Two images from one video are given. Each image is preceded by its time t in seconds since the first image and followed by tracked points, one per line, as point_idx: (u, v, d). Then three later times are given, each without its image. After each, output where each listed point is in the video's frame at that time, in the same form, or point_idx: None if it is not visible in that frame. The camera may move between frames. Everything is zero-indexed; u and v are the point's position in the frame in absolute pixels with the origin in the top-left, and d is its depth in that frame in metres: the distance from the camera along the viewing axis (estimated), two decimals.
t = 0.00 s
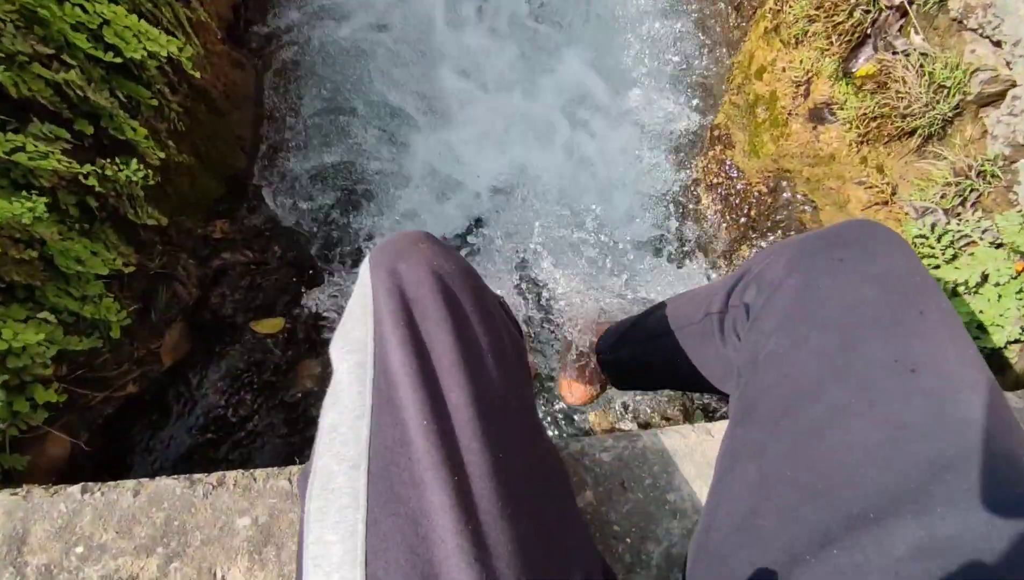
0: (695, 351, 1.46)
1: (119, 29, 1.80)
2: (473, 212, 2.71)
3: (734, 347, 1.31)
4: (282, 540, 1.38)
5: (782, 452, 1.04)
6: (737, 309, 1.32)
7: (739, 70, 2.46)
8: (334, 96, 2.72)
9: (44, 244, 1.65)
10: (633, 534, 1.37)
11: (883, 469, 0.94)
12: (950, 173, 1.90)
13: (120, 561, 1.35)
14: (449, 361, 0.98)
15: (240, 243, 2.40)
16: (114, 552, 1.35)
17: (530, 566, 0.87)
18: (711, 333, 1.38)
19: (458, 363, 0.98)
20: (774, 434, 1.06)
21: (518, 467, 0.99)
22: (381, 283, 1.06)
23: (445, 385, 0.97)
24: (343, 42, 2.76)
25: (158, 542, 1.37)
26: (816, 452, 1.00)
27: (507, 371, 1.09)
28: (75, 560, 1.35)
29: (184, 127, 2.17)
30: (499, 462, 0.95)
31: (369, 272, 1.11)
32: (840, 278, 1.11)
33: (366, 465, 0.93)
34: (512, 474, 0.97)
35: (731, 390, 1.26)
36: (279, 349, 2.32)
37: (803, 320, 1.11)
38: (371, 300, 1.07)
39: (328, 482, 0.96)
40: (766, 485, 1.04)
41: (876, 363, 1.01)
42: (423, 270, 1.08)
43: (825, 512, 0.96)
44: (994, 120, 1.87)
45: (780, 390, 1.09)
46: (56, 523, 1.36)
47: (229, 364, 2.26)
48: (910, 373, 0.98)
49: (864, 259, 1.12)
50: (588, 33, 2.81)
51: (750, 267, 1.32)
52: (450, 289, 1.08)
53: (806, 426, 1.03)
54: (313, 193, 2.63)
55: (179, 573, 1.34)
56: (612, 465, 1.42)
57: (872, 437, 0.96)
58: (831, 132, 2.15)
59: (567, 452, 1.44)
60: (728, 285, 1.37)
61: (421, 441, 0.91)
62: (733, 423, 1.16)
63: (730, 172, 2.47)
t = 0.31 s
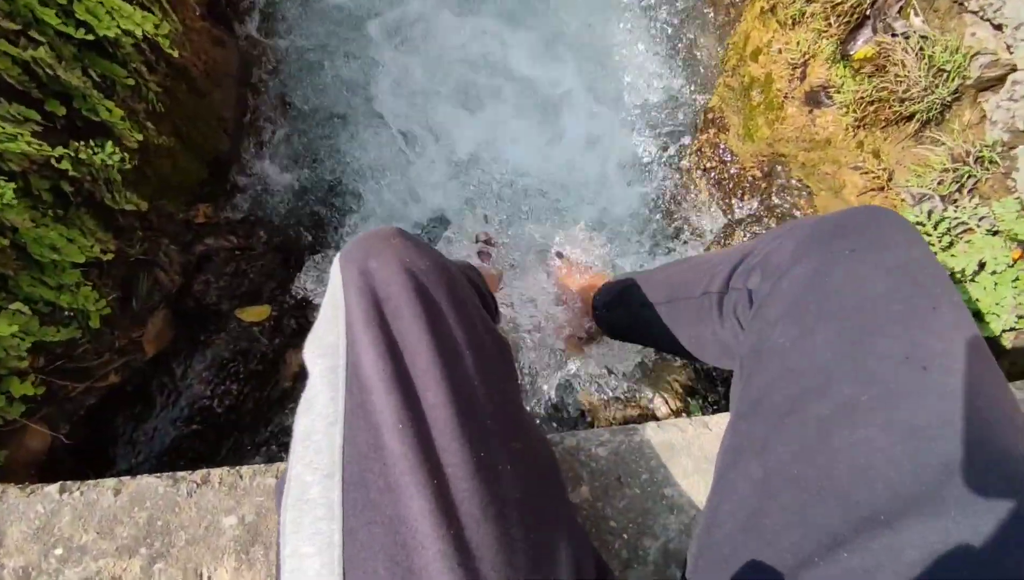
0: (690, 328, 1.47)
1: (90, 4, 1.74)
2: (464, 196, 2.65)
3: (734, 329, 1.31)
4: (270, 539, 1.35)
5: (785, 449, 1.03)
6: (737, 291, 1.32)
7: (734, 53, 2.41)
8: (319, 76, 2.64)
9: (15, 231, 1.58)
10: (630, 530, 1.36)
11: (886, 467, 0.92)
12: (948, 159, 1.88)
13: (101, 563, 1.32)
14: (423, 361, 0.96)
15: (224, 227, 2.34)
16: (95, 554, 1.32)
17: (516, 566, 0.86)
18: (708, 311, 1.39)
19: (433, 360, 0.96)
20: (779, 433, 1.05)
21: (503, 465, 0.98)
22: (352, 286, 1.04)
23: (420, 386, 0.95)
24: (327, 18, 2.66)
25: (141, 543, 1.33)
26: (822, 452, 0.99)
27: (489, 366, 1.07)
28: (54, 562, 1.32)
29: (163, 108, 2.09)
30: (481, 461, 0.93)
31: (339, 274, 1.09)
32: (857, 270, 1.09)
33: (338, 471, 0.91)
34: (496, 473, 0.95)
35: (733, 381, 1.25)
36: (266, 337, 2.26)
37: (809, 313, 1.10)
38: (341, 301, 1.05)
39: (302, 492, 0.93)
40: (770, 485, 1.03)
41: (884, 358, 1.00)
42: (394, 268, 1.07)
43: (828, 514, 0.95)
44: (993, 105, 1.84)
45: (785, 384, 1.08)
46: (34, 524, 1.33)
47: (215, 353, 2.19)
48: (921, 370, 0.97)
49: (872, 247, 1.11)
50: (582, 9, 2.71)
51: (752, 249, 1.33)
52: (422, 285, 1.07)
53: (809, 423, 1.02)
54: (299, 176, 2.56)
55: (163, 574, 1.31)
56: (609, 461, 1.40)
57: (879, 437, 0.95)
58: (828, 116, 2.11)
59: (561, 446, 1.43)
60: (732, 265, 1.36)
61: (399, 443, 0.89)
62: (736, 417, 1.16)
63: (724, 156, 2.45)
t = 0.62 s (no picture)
0: (688, 318, 1.48)
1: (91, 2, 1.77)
2: (462, 194, 2.68)
3: (735, 320, 1.32)
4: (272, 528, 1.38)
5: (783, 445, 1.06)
6: (739, 285, 1.32)
7: (727, 56, 2.47)
8: (315, 76, 2.66)
9: (17, 227, 1.59)
10: (623, 518, 1.39)
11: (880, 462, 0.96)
12: (934, 163, 1.92)
13: (106, 550, 1.33)
14: (382, 360, 1.00)
15: (221, 226, 2.37)
16: (101, 542, 1.34)
17: (499, 556, 0.90)
18: (710, 301, 1.40)
19: (392, 357, 1.00)
20: (779, 430, 1.08)
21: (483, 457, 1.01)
22: (311, 292, 1.08)
23: (381, 386, 0.99)
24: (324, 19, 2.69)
25: (146, 530, 1.36)
26: (819, 449, 1.02)
27: (460, 362, 1.10)
28: (60, 549, 1.33)
29: (160, 106, 2.12)
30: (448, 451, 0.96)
31: (301, 281, 1.13)
32: (861, 275, 1.12)
33: (301, 471, 0.96)
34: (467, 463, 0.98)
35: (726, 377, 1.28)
36: (264, 334, 2.27)
37: (812, 313, 1.13)
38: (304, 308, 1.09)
39: (275, 497, 0.97)
40: (768, 480, 1.06)
41: (884, 360, 1.03)
42: (350, 270, 1.10)
43: (821, 509, 0.99)
44: (978, 111, 1.87)
45: (787, 381, 1.10)
46: (40, 512, 1.35)
47: (214, 349, 2.20)
48: (920, 374, 1.00)
49: (880, 252, 1.14)
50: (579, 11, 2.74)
51: (762, 244, 1.33)
52: (380, 284, 1.10)
53: (807, 422, 1.05)
54: (297, 174, 2.58)
55: (168, 562, 1.33)
56: (602, 453, 1.44)
57: (872, 436, 0.99)
58: (818, 119, 2.17)
59: (556, 438, 1.47)
60: (735, 260, 1.37)
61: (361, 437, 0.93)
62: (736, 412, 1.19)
63: (716, 158, 2.49)
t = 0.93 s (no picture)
0: (687, 342, 1.51)
1: (113, 22, 1.83)
2: (465, 215, 2.73)
3: (728, 341, 1.35)
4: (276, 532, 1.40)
5: (776, 455, 1.09)
6: (732, 307, 1.36)
7: (727, 83, 2.56)
8: (325, 97, 2.74)
9: (33, 236, 1.63)
10: (621, 528, 1.42)
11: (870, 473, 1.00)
12: (926, 189, 1.97)
13: (113, 550, 1.35)
14: (396, 366, 1.04)
15: (229, 238, 2.41)
16: (108, 542, 1.36)
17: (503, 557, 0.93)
18: (705, 324, 1.44)
19: (406, 364, 1.04)
20: (772, 442, 1.11)
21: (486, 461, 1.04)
22: (327, 303, 1.12)
23: (395, 390, 1.02)
24: (335, 43, 2.79)
25: (152, 532, 1.37)
26: (811, 460, 1.05)
27: (465, 371, 1.14)
28: (69, 549, 1.35)
29: (173, 122, 2.18)
30: (457, 455, 1.00)
31: (316, 293, 1.16)
32: (851, 293, 1.15)
33: (317, 473, 0.98)
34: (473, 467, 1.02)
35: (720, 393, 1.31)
36: (268, 346, 2.32)
37: (803, 329, 1.16)
38: (319, 318, 1.13)
39: (287, 495, 1.00)
40: (761, 490, 1.09)
41: (873, 373, 1.06)
42: (365, 283, 1.13)
43: (814, 518, 1.02)
44: (968, 139, 1.93)
45: (779, 395, 1.13)
46: (49, 513, 1.37)
47: (220, 359, 2.24)
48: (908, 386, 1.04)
49: (867, 271, 1.18)
50: (583, 39, 2.83)
51: (750, 268, 1.37)
52: (393, 296, 1.14)
53: (799, 433, 1.08)
54: (303, 189, 2.64)
55: (173, 563, 1.35)
56: (601, 463, 1.46)
57: (863, 447, 1.02)
58: (814, 145, 2.22)
59: (557, 448, 1.49)
60: (727, 283, 1.41)
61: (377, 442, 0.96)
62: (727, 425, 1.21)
63: (715, 182, 2.56)
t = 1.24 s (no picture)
0: (692, 389, 1.51)
1: (136, 64, 1.90)
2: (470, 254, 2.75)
3: (733, 389, 1.35)
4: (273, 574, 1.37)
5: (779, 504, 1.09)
6: (736, 354, 1.37)
7: (728, 131, 2.63)
8: (338, 138, 2.83)
9: (47, 268, 1.65)
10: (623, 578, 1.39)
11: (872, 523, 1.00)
12: (927, 240, 1.99)
13: None
14: (394, 402, 1.04)
15: (236, 273, 2.45)
16: None
17: None
18: (709, 372, 1.44)
19: (405, 402, 1.04)
20: (777, 489, 1.10)
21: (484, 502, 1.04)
22: (329, 341, 1.13)
23: (393, 427, 1.02)
24: (350, 89, 2.90)
25: (149, 572, 1.36)
26: (817, 509, 1.05)
27: (467, 411, 1.15)
28: None
29: (188, 159, 2.23)
30: (453, 495, 1.00)
31: (319, 332, 1.18)
32: (850, 344, 1.16)
33: (310, 513, 0.99)
34: (469, 508, 1.02)
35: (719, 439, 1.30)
36: (270, 381, 2.32)
37: (806, 376, 1.16)
38: (321, 355, 1.14)
39: (281, 534, 1.01)
40: (766, 539, 1.08)
41: (878, 422, 1.07)
42: (366, 321, 1.14)
43: (820, 567, 1.01)
44: (967, 191, 1.95)
45: (783, 442, 1.13)
46: (46, 549, 1.36)
47: (221, 395, 2.24)
48: (913, 437, 1.04)
49: (869, 320, 1.18)
50: (590, 88, 2.93)
51: (754, 315, 1.39)
52: (394, 334, 1.15)
53: (804, 481, 1.08)
54: (313, 226, 2.70)
55: None
56: (603, 510, 1.45)
57: (870, 497, 1.02)
58: (815, 194, 2.27)
59: (558, 495, 1.47)
60: (732, 331, 1.42)
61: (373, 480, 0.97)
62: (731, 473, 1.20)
63: (718, 227, 2.59)
